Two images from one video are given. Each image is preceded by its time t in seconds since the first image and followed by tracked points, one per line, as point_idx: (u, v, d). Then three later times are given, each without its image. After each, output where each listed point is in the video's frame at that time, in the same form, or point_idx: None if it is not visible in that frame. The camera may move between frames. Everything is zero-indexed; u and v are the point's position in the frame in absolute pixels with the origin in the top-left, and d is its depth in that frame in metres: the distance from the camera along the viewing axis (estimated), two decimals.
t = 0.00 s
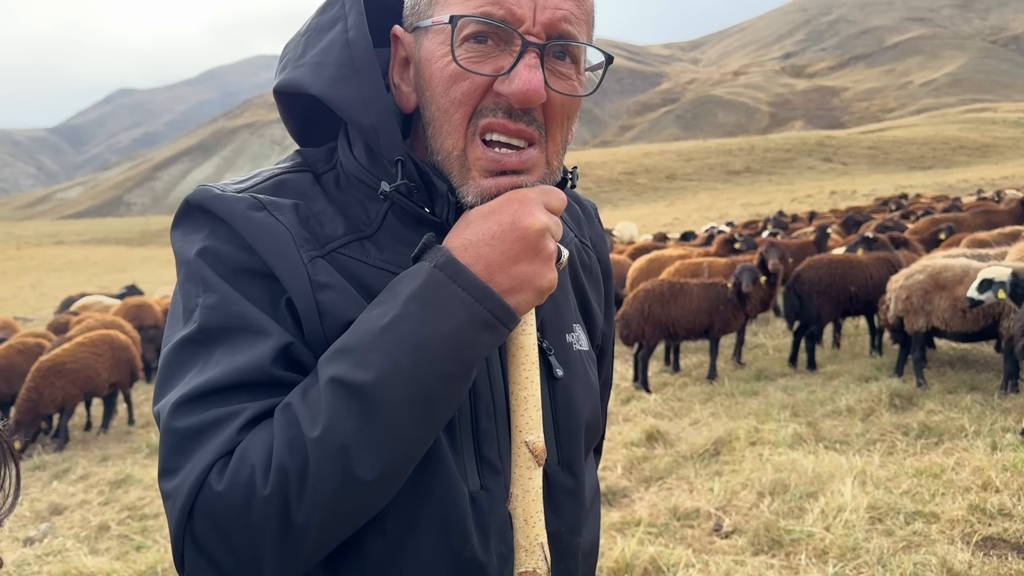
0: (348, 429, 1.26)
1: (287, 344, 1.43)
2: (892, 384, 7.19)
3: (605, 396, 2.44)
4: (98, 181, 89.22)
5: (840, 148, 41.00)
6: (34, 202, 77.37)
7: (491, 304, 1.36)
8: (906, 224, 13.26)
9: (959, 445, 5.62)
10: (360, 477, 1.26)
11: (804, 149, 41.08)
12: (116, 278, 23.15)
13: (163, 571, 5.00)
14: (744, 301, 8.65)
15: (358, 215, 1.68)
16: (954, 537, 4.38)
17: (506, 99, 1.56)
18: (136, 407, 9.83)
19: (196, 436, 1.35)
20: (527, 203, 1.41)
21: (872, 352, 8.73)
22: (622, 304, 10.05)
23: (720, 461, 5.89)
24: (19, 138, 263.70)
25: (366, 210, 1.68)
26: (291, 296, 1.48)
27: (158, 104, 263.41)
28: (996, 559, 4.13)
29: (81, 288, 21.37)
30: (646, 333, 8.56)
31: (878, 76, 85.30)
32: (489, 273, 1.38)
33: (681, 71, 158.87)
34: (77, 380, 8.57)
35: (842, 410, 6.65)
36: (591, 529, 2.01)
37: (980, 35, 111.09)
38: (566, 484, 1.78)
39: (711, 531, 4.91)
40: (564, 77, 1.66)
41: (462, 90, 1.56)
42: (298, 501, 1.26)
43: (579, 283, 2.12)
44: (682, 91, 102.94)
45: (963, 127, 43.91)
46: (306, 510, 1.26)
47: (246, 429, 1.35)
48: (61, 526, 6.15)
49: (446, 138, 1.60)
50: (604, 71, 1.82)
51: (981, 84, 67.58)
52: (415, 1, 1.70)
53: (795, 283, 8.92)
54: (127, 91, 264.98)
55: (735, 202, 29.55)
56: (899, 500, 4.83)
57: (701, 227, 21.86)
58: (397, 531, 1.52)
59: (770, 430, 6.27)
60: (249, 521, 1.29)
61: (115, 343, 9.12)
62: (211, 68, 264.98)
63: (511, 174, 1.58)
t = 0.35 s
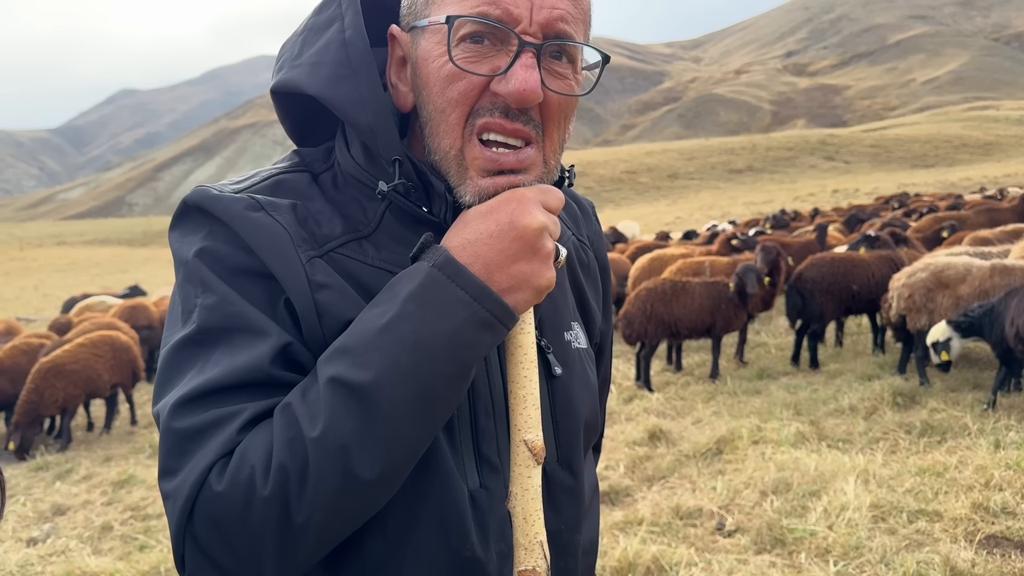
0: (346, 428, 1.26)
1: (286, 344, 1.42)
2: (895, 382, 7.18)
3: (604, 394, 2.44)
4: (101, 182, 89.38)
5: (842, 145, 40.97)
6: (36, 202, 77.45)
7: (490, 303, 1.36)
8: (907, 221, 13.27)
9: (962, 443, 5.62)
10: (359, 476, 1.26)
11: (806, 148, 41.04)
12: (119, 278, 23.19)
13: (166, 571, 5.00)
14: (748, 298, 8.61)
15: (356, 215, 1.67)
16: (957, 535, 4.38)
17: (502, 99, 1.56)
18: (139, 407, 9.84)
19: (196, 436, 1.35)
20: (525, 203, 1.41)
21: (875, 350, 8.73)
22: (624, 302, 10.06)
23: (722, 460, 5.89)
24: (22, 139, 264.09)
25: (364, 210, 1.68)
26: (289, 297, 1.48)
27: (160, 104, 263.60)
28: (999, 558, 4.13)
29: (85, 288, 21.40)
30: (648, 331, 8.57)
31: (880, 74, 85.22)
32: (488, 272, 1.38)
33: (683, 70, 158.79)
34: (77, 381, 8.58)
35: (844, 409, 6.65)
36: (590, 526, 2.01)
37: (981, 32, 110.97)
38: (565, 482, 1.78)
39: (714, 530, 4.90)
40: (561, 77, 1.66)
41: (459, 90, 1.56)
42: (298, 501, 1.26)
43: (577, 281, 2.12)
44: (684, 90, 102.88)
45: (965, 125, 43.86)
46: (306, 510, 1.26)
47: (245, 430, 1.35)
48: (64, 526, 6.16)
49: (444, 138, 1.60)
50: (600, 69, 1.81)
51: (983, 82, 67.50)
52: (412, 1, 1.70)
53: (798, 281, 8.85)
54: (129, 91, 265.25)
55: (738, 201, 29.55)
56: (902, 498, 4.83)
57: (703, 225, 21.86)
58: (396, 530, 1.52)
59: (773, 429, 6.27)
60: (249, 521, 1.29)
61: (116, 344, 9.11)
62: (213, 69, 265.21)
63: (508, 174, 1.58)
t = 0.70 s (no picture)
0: (343, 427, 1.26)
1: (283, 342, 1.43)
2: (896, 381, 7.18)
3: (605, 392, 2.43)
4: (103, 182, 89.49)
5: (845, 144, 40.95)
6: (38, 203, 77.56)
7: (485, 303, 1.36)
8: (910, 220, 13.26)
9: (965, 442, 5.61)
10: (356, 474, 1.26)
11: (808, 146, 41.01)
12: (122, 278, 23.24)
13: (169, 571, 5.01)
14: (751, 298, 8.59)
15: (353, 214, 1.67)
16: (960, 534, 4.37)
17: (497, 99, 1.56)
18: (142, 408, 9.85)
19: (194, 435, 1.35)
20: (521, 202, 1.41)
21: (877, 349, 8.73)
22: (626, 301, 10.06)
23: (725, 459, 5.89)
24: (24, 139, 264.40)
25: (361, 209, 1.68)
26: (287, 296, 1.48)
27: (161, 104, 263.74)
28: (1002, 556, 4.12)
29: (88, 288, 21.43)
30: (649, 330, 8.60)
31: (882, 72, 85.15)
32: (483, 271, 1.37)
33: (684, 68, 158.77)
34: (77, 381, 8.58)
35: (847, 407, 6.64)
36: (590, 523, 2.00)
37: (984, 30, 110.90)
38: (563, 479, 1.78)
39: (717, 529, 4.90)
40: (555, 76, 1.66)
41: (454, 90, 1.56)
42: (295, 499, 1.26)
43: (576, 279, 2.11)
44: (686, 89, 102.83)
45: (968, 124, 43.81)
46: (303, 508, 1.26)
47: (243, 428, 1.35)
48: (67, 526, 6.16)
49: (440, 137, 1.60)
50: (596, 68, 1.80)
51: (986, 80, 67.42)
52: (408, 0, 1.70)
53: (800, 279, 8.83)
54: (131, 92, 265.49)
55: (740, 200, 29.56)
56: (905, 497, 4.82)
57: (706, 224, 21.86)
58: (394, 528, 1.52)
59: (775, 427, 6.26)
60: (245, 520, 1.29)
61: (117, 344, 9.12)
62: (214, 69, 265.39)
63: (504, 173, 1.57)
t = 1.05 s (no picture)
0: (344, 425, 1.26)
1: (285, 342, 1.42)
2: (898, 380, 7.16)
3: (607, 390, 2.43)
4: (105, 182, 89.58)
5: (847, 142, 40.91)
6: (41, 203, 77.66)
7: (486, 302, 1.35)
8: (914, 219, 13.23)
9: (968, 441, 5.60)
10: (357, 473, 1.26)
11: (811, 145, 40.97)
12: (125, 278, 23.28)
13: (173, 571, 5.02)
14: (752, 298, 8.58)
15: (354, 214, 1.67)
16: (964, 533, 4.36)
17: (498, 99, 1.55)
18: (144, 407, 9.86)
19: (196, 434, 1.35)
20: (521, 202, 1.40)
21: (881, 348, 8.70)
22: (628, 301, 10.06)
23: (728, 458, 5.88)
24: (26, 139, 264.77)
25: (362, 208, 1.68)
26: (287, 296, 1.48)
27: (164, 104, 263.92)
28: (1007, 556, 4.11)
29: (91, 288, 21.45)
30: (652, 329, 8.59)
31: (885, 71, 85.07)
32: (483, 271, 1.37)
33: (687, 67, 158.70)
34: (81, 381, 8.59)
35: (850, 406, 6.63)
36: (591, 522, 1.99)
37: (986, 29, 110.69)
38: (564, 478, 1.78)
39: (720, 528, 4.90)
40: (555, 76, 1.65)
41: (454, 90, 1.55)
42: (296, 498, 1.26)
43: (577, 278, 2.11)
44: (688, 88, 102.77)
45: (970, 122, 43.76)
46: (305, 507, 1.26)
47: (244, 427, 1.34)
48: (70, 526, 6.17)
49: (440, 137, 1.59)
50: (596, 68, 1.80)
51: (989, 79, 67.33)
52: (408, 1, 1.69)
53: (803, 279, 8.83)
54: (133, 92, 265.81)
55: (742, 199, 29.56)
56: (908, 496, 4.82)
57: (708, 223, 21.85)
58: (396, 527, 1.51)
59: (778, 427, 6.25)
60: (248, 520, 1.28)
61: (119, 344, 9.13)
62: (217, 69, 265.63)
63: (504, 173, 1.57)
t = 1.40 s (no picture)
0: (350, 425, 1.25)
1: (290, 341, 1.42)
2: (902, 380, 7.17)
3: (608, 388, 2.43)
4: (108, 182, 89.71)
5: (850, 142, 40.88)
6: (44, 202, 77.78)
7: (490, 302, 1.35)
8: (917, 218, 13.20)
9: (972, 441, 5.58)
10: (363, 472, 1.26)
11: (813, 145, 40.93)
12: (128, 278, 23.32)
13: (176, 571, 5.02)
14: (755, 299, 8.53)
15: (358, 214, 1.66)
16: (969, 533, 4.35)
17: (503, 98, 1.55)
18: (147, 407, 9.86)
19: (201, 434, 1.34)
20: (525, 201, 1.40)
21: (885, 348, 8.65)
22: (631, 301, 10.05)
23: (731, 458, 5.88)
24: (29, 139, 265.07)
25: (366, 208, 1.67)
26: (292, 296, 1.48)
27: (166, 105, 264.06)
28: (1011, 555, 4.10)
29: (94, 288, 21.47)
30: (655, 329, 8.58)
31: (888, 71, 84.97)
32: (488, 271, 1.37)
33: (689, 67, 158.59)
34: (85, 381, 8.61)
35: (853, 406, 6.62)
36: (595, 519, 1.99)
37: (989, 28, 110.58)
38: (568, 476, 1.77)
39: (723, 528, 4.89)
40: (560, 75, 1.65)
41: (460, 90, 1.55)
42: (303, 497, 1.26)
43: (579, 278, 2.11)
44: (690, 87, 102.71)
45: (973, 121, 43.70)
46: (312, 506, 1.26)
47: (250, 427, 1.34)
48: (73, 526, 6.17)
49: (445, 137, 1.59)
50: (600, 67, 1.80)
51: (992, 78, 67.23)
52: (412, 1, 1.69)
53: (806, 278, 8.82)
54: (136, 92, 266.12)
55: (745, 199, 29.55)
56: (913, 496, 4.81)
57: (711, 222, 21.83)
58: (401, 525, 1.51)
59: (782, 427, 6.24)
60: (254, 519, 1.28)
61: (124, 345, 9.14)
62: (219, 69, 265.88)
63: (509, 173, 1.57)
